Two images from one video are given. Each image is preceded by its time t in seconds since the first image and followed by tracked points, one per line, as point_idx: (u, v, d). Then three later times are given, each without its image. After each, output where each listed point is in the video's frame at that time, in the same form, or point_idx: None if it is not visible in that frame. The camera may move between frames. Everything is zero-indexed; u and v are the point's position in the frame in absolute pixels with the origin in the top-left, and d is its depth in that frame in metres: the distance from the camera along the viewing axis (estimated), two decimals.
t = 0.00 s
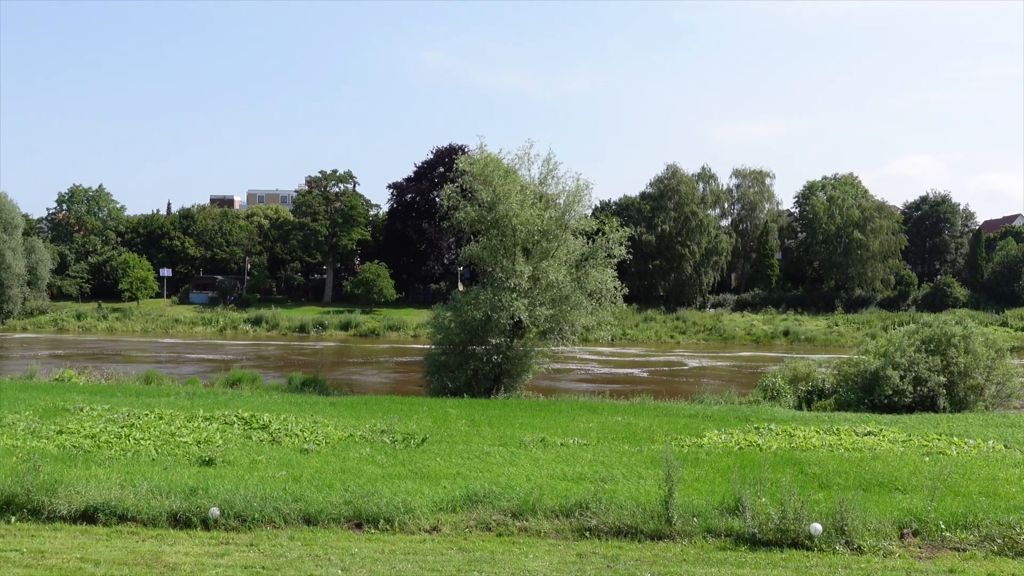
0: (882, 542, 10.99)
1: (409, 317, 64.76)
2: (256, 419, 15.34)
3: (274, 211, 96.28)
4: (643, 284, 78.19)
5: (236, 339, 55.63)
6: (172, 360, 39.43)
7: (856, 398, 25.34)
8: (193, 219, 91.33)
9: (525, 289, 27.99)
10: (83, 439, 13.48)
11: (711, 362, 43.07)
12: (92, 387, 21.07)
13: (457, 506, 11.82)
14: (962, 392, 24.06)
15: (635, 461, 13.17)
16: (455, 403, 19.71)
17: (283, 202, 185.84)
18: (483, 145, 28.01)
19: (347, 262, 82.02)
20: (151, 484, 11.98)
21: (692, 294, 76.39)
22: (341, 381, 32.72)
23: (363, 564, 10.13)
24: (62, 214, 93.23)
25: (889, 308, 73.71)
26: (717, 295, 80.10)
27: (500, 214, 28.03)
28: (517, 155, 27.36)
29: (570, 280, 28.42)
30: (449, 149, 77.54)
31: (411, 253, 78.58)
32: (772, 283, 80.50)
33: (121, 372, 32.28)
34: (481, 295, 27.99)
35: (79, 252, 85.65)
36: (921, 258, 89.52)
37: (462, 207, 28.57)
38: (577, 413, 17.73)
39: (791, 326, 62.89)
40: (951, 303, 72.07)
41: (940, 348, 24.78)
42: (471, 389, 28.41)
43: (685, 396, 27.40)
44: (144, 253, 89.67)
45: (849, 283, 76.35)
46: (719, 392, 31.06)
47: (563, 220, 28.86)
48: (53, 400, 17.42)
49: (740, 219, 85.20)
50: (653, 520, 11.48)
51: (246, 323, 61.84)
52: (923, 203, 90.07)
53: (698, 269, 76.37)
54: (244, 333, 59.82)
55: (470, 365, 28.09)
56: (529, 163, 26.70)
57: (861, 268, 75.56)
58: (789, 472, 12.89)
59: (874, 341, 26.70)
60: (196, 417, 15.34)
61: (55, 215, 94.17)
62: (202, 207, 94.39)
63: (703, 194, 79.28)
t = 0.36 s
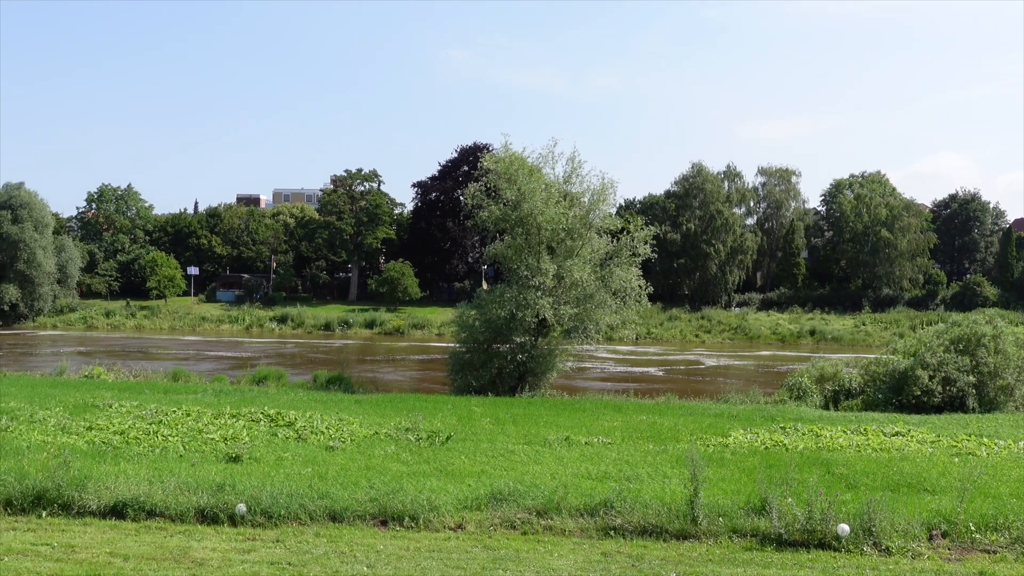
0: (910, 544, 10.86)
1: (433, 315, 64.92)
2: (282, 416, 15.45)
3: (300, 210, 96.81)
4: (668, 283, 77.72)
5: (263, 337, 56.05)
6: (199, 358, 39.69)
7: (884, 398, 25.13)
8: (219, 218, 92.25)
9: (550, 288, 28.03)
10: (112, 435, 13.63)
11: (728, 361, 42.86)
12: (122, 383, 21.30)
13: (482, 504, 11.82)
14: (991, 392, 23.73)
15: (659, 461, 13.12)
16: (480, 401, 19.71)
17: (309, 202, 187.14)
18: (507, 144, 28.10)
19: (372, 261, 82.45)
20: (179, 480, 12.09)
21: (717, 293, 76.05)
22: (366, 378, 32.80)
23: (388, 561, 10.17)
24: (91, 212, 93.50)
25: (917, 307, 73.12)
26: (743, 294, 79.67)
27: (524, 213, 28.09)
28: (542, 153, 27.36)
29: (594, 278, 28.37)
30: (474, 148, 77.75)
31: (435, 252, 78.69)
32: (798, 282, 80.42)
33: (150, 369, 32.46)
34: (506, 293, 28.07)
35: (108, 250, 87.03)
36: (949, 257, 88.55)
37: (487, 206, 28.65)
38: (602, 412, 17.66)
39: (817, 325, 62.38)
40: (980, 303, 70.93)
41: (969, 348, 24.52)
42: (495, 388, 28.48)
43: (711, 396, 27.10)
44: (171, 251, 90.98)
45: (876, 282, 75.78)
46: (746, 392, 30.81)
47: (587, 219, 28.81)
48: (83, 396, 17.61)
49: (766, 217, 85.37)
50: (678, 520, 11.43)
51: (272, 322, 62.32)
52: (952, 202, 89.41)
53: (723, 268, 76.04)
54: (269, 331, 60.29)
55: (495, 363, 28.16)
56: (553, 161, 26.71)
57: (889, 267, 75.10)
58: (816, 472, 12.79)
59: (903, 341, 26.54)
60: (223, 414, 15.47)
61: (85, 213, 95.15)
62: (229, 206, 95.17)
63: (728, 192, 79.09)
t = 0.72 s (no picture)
0: (938, 545, 10.73)
1: (456, 313, 65.05)
2: (306, 413, 15.56)
3: (323, 208, 97.37)
4: (692, 281, 77.63)
5: (288, 333, 56.50)
6: (224, 354, 40.08)
7: (911, 399, 24.77)
8: (245, 216, 93.08)
9: (573, 286, 28.03)
10: (139, 430, 13.79)
11: (744, 360, 42.85)
12: (150, 379, 21.52)
13: (504, 502, 11.83)
14: (1020, 393, 23.53)
15: (683, 460, 13.09)
16: (502, 400, 19.73)
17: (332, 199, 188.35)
18: (531, 142, 28.18)
19: (396, 259, 82.76)
20: (205, 475, 12.20)
21: (741, 291, 75.67)
22: (389, 376, 32.86)
23: (411, 557, 10.20)
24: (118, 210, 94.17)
25: (943, 306, 72.28)
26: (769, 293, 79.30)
27: (548, 211, 28.14)
28: (564, 151, 27.39)
29: (617, 276, 28.30)
30: (497, 146, 77.89)
31: (458, 250, 78.90)
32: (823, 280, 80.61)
33: (175, 365, 32.71)
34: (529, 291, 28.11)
35: (135, 247, 87.90)
36: (977, 255, 87.56)
37: (510, 204, 28.73)
38: (624, 411, 17.62)
39: (841, 324, 61.83)
40: (1009, 302, 70.11)
41: (998, 349, 24.30)
42: (518, 385, 28.55)
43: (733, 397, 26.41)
44: (197, 248, 91.89)
45: (903, 281, 75.25)
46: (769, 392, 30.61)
47: (611, 216, 28.75)
48: (110, 391, 17.82)
49: (791, 216, 84.99)
50: (702, 519, 11.39)
51: (296, 318, 62.76)
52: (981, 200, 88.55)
53: (747, 267, 75.57)
54: (294, 328, 60.72)
55: (518, 360, 28.24)
56: (576, 159, 26.72)
57: (916, 265, 74.50)
58: (841, 472, 12.70)
59: (930, 340, 26.31)
60: (248, 410, 15.61)
61: (112, 211, 96.21)
62: (253, 204, 96.00)
63: (752, 190, 78.90)
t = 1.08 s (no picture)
0: (965, 547, 10.61)
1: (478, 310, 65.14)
2: (330, 410, 15.64)
3: (346, 205, 97.70)
4: (716, 279, 77.40)
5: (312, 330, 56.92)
6: (250, 350, 40.37)
7: (938, 399, 24.73)
8: (269, 213, 93.53)
9: (596, 283, 28.01)
10: (165, 426, 13.91)
11: (758, 358, 42.88)
12: (176, 375, 21.72)
13: (527, 499, 11.83)
14: None
15: (706, 459, 13.04)
16: (525, 397, 19.72)
17: (355, 196, 189.31)
18: (554, 140, 28.23)
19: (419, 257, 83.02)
20: (230, 471, 12.30)
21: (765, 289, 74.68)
22: (412, 373, 32.97)
23: (435, 554, 10.24)
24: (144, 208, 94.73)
25: (971, 305, 71.61)
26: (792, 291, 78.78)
27: (571, 209, 28.17)
28: (587, 149, 27.40)
29: (640, 274, 28.22)
30: (519, 144, 77.87)
31: (481, 247, 79.30)
32: (847, 279, 80.03)
33: (201, 362, 32.99)
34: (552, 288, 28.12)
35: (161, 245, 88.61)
36: (1005, 253, 86.61)
37: (533, 202, 28.79)
38: (647, 409, 17.59)
39: (867, 322, 61.40)
40: None
41: None
42: (540, 383, 28.60)
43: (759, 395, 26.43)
44: (222, 246, 92.51)
45: (929, 279, 74.34)
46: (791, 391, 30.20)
47: (634, 214, 28.67)
48: (137, 388, 17.99)
49: (815, 213, 84.59)
50: (725, 518, 11.33)
51: (320, 316, 63.27)
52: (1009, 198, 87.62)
53: (770, 265, 75.05)
54: (318, 325, 61.18)
55: (540, 358, 28.28)
56: (599, 157, 26.72)
57: (943, 263, 73.58)
58: (867, 472, 12.60)
59: (956, 339, 26.07)
60: (272, 406, 15.70)
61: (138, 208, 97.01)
62: (277, 202, 96.56)
63: (776, 188, 78.63)
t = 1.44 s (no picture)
0: (995, 548, 10.48)
1: (501, 309, 65.25)
2: (355, 407, 15.74)
3: (370, 204, 98.13)
4: (740, 277, 76.95)
5: (337, 328, 57.29)
6: (275, 348, 40.67)
7: (966, 398, 24.51)
8: (293, 212, 94.07)
9: (620, 281, 27.97)
10: (192, 423, 14.04)
11: (775, 356, 42.66)
12: (202, 373, 21.88)
13: (552, 497, 11.84)
14: None
15: (731, 458, 12.98)
16: (548, 396, 19.72)
17: (379, 195, 190.23)
18: (577, 138, 28.18)
19: (442, 255, 83.21)
20: (256, 467, 12.40)
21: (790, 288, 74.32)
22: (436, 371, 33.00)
23: (459, 551, 10.29)
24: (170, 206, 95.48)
25: (1000, 304, 70.52)
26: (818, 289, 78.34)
27: (595, 207, 28.13)
28: (612, 147, 27.36)
29: (665, 272, 28.13)
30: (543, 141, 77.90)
31: (505, 245, 79.47)
32: (875, 277, 78.55)
33: (227, 359, 33.26)
34: (576, 287, 28.11)
35: (187, 243, 89.38)
36: None
37: (557, 200, 28.76)
38: (671, 408, 17.56)
39: (895, 321, 60.91)
40: None
41: None
42: (564, 381, 28.61)
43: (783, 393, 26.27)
44: (248, 244, 93.20)
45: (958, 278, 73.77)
46: (821, 389, 30.26)
47: (658, 212, 28.57)
48: (164, 385, 18.16)
49: (841, 211, 83.73)
50: (750, 518, 11.29)
51: (344, 314, 63.67)
52: None
53: (796, 263, 74.70)
54: (342, 323, 61.53)
55: (564, 356, 28.27)
56: (623, 154, 26.64)
57: (972, 262, 73.17)
58: (894, 472, 12.51)
59: (985, 338, 25.72)
60: (297, 404, 15.82)
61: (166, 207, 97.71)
62: (301, 200, 97.03)
63: (801, 186, 78.25)
